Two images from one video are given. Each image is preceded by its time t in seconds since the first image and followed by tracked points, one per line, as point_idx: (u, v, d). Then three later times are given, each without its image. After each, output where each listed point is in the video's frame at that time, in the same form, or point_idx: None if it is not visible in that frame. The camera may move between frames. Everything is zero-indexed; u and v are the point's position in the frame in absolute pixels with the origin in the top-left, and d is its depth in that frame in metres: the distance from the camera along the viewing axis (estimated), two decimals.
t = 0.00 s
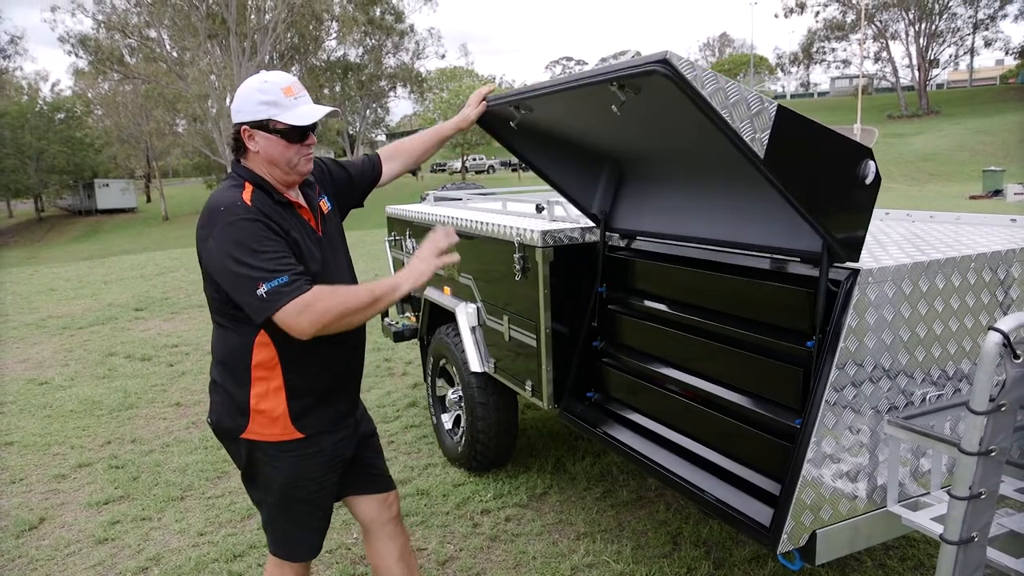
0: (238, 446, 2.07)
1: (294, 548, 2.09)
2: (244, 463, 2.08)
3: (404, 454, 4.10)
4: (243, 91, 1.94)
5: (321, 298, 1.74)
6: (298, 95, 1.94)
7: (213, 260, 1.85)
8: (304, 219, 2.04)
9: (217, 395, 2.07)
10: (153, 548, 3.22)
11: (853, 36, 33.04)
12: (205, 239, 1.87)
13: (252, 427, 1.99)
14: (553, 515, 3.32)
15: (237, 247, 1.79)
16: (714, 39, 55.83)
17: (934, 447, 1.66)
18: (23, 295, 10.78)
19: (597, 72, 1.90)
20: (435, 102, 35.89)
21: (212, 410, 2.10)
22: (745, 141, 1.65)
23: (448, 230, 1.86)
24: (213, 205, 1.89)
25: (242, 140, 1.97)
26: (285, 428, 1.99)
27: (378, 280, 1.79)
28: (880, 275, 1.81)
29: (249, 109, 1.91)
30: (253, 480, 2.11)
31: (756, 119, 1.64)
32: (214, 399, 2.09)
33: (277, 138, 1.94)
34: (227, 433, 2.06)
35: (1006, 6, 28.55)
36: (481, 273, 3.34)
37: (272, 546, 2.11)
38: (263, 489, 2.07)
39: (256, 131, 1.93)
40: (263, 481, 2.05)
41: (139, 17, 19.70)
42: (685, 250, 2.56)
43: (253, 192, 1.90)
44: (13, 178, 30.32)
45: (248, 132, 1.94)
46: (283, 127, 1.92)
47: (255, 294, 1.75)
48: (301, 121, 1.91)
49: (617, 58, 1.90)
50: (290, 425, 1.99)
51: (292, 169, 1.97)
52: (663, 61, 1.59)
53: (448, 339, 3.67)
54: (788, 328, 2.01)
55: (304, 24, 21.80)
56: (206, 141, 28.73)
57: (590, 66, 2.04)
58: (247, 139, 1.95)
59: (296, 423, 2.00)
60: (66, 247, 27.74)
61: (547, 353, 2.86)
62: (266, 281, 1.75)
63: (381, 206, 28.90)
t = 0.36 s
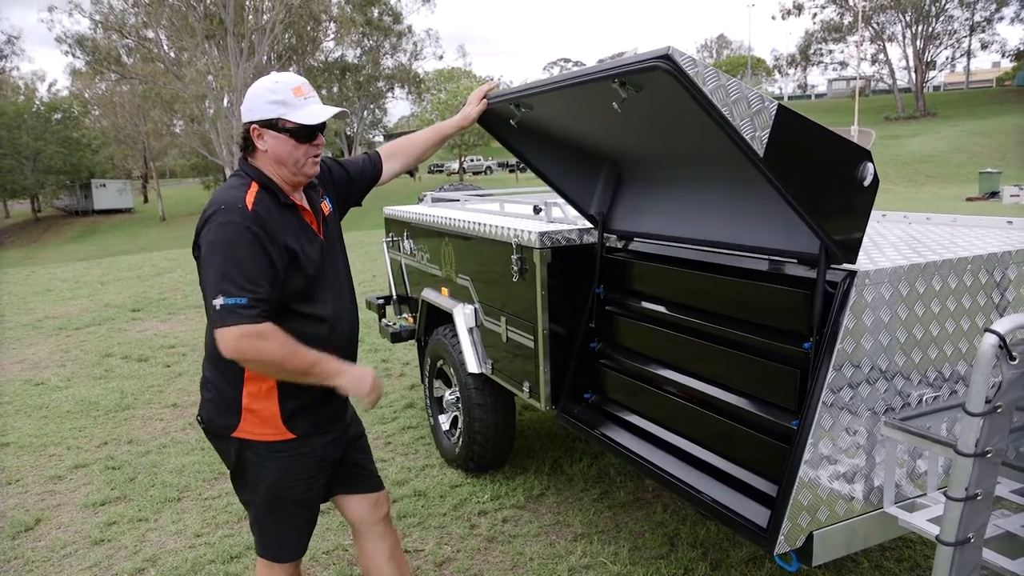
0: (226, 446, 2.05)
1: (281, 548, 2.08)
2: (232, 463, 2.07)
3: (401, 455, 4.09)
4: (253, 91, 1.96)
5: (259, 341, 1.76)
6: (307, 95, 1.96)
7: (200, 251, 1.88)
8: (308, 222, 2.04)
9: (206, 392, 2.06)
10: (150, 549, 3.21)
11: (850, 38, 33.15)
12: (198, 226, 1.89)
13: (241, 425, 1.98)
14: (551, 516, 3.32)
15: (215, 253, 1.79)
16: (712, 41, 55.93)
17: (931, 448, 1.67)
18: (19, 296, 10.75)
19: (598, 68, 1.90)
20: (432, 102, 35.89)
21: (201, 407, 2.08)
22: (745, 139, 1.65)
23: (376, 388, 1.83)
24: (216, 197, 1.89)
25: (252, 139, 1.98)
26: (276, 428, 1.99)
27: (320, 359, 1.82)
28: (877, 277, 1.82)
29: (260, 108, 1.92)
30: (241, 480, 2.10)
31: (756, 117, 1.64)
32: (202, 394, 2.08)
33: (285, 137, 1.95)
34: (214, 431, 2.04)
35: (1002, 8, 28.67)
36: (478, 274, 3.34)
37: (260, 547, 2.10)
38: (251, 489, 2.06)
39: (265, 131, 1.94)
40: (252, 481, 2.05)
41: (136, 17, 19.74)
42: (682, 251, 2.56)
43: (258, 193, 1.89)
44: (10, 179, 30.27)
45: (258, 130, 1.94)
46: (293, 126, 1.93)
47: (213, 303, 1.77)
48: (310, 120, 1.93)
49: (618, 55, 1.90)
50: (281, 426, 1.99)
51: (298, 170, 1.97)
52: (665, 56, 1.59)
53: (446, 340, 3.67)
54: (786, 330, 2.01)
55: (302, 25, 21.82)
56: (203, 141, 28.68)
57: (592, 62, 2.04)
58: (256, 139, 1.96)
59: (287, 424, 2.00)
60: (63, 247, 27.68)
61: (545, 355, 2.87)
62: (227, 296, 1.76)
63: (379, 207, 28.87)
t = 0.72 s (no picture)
0: (215, 446, 2.06)
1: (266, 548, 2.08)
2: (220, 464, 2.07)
3: (399, 457, 4.09)
4: (254, 93, 1.96)
5: (212, 349, 1.78)
6: (310, 101, 1.98)
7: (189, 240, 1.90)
8: (301, 226, 2.04)
9: (196, 390, 2.07)
10: (147, 551, 3.21)
11: (847, 41, 33.26)
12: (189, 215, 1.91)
13: (230, 425, 1.99)
14: (548, 518, 3.32)
15: (194, 250, 1.79)
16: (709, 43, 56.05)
17: (929, 450, 1.67)
18: (16, 297, 10.73)
19: (597, 70, 1.90)
20: (431, 104, 35.90)
21: (193, 405, 2.08)
22: (743, 142, 1.65)
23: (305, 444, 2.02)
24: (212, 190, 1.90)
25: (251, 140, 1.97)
26: (265, 429, 1.99)
27: (267, 388, 1.90)
28: (874, 279, 1.82)
29: (260, 111, 1.92)
30: (229, 480, 2.09)
31: (755, 120, 1.65)
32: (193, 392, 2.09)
33: (286, 141, 1.95)
34: (204, 430, 2.05)
35: (998, 12, 28.79)
36: (476, 275, 3.35)
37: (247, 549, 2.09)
38: (238, 491, 2.06)
39: (266, 133, 1.94)
40: (239, 482, 2.05)
41: (135, 19, 19.78)
42: (679, 254, 2.56)
43: (251, 194, 1.89)
44: (8, 180, 30.23)
45: (258, 133, 1.94)
46: (294, 131, 1.93)
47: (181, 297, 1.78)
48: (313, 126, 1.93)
49: (618, 56, 1.89)
50: (270, 427, 1.99)
51: (298, 175, 1.97)
52: (663, 59, 1.59)
53: (444, 342, 3.67)
54: (785, 332, 2.01)
55: (300, 26, 21.85)
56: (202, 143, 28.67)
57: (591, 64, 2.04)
58: (256, 141, 1.95)
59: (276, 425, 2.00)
60: (61, 249, 27.64)
61: (543, 357, 2.87)
62: (194, 295, 1.78)
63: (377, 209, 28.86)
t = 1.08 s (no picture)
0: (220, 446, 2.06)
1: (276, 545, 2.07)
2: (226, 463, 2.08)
3: (398, 457, 4.09)
4: (262, 94, 1.94)
5: (208, 350, 1.77)
6: (319, 103, 2.01)
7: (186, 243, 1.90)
8: (299, 224, 2.05)
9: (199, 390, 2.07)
10: (146, 551, 3.20)
11: (847, 42, 33.27)
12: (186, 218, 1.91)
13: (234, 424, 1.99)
14: (548, 518, 3.32)
15: (189, 251, 1.79)
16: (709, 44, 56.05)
17: (927, 452, 1.68)
18: (15, 297, 10.73)
19: (595, 71, 1.90)
20: (430, 104, 35.89)
21: (199, 406, 2.07)
22: (742, 143, 1.65)
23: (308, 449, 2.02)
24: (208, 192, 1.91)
25: (257, 143, 1.96)
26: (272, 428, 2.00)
27: (264, 389, 1.89)
28: (873, 280, 1.82)
29: (276, 114, 1.92)
30: (239, 479, 2.09)
31: (754, 121, 1.65)
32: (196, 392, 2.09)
33: (300, 144, 1.99)
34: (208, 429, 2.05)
35: (998, 12, 28.79)
36: (475, 275, 3.35)
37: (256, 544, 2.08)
38: (245, 489, 2.06)
39: (281, 137, 1.95)
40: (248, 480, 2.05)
41: (134, 19, 19.80)
42: (678, 254, 2.56)
43: (246, 194, 1.89)
44: (7, 180, 30.24)
45: (271, 137, 1.94)
46: (310, 133, 1.99)
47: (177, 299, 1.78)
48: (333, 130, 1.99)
49: (616, 58, 1.89)
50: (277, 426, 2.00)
51: (306, 175, 2.02)
52: (662, 59, 1.58)
53: (443, 342, 3.66)
54: (784, 333, 2.01)
55: (299, 26, 21.83)
56: (201, 143, 28.67)
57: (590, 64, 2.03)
58: (268, 145, 1.95)
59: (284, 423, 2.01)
60: (60, 249, 27.63)
61: (542, 357, 2.87)
62: (190, 296, 1.77)
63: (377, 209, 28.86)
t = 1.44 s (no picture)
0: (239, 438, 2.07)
1: (292, 536, 2.07)
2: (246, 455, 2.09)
3: (397, 458, 4.08)
4: (283, 96, 1.97)
5: (209, 339, 1.78)
6: (338, 104, 2.04)
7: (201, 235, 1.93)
8: (315, 222, 2.07)
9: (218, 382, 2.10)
10: (143, 552, 3.20)
11: (846, 43, 33.32)
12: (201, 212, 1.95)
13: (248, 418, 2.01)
14: (546, 519, 3.32)
15: (199, 241, 1.82)
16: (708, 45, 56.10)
17: (927, 453, 1.68)
18: (13, 296, 10.71)
19: (595, 72, 1.89)
20: (429, 105, 35.91)
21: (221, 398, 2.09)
22: (742, 144, 1.64)
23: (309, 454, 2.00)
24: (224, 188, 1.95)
25: (278, 143, 1.98)
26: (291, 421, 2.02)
27: (263, 384, 1.88)
28: (873, 281, 1.82)
29: (296, 116, 1.95)
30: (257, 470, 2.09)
31: (754, 122, 1.64)
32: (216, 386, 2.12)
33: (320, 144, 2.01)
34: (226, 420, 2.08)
35: (997, 14, 28.82)
36: (475, 276, 3.34)
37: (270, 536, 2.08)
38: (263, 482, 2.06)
39: (300, 138, 1.97)
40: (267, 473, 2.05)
41: (134, 18, 19.82)
42: (679, 254, 2.56)
43: (260, 190, 1.91)
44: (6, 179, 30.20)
45: (292, 138, 1.97)
46: (329, 134, 2.01)
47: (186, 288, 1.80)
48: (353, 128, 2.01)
49: (616, 58, 1.88)
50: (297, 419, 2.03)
51: (324, 175, 2.05)
52: (662, 60, 1.58)
53: (442, 343, 3.66)
54: (782, 335, 2.01)
55: (299, 27, 21.82)
56: (200, 142, 28.65)
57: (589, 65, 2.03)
58: (288, 147, 1.98)
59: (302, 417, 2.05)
60: (58, 248, 27.59)
61: (541, 358, 2.87)
62: (196, 286, 1.79)
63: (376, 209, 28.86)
